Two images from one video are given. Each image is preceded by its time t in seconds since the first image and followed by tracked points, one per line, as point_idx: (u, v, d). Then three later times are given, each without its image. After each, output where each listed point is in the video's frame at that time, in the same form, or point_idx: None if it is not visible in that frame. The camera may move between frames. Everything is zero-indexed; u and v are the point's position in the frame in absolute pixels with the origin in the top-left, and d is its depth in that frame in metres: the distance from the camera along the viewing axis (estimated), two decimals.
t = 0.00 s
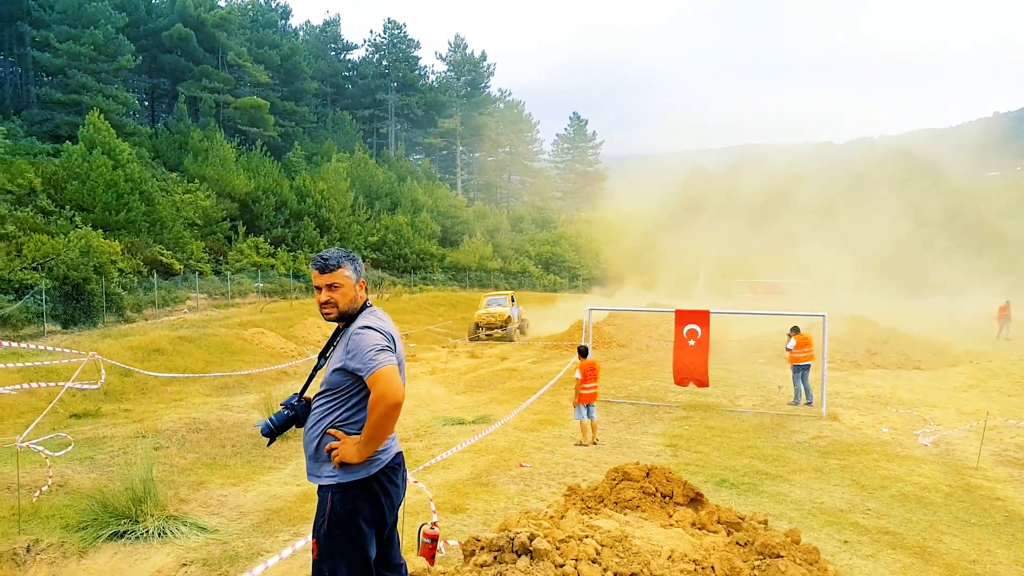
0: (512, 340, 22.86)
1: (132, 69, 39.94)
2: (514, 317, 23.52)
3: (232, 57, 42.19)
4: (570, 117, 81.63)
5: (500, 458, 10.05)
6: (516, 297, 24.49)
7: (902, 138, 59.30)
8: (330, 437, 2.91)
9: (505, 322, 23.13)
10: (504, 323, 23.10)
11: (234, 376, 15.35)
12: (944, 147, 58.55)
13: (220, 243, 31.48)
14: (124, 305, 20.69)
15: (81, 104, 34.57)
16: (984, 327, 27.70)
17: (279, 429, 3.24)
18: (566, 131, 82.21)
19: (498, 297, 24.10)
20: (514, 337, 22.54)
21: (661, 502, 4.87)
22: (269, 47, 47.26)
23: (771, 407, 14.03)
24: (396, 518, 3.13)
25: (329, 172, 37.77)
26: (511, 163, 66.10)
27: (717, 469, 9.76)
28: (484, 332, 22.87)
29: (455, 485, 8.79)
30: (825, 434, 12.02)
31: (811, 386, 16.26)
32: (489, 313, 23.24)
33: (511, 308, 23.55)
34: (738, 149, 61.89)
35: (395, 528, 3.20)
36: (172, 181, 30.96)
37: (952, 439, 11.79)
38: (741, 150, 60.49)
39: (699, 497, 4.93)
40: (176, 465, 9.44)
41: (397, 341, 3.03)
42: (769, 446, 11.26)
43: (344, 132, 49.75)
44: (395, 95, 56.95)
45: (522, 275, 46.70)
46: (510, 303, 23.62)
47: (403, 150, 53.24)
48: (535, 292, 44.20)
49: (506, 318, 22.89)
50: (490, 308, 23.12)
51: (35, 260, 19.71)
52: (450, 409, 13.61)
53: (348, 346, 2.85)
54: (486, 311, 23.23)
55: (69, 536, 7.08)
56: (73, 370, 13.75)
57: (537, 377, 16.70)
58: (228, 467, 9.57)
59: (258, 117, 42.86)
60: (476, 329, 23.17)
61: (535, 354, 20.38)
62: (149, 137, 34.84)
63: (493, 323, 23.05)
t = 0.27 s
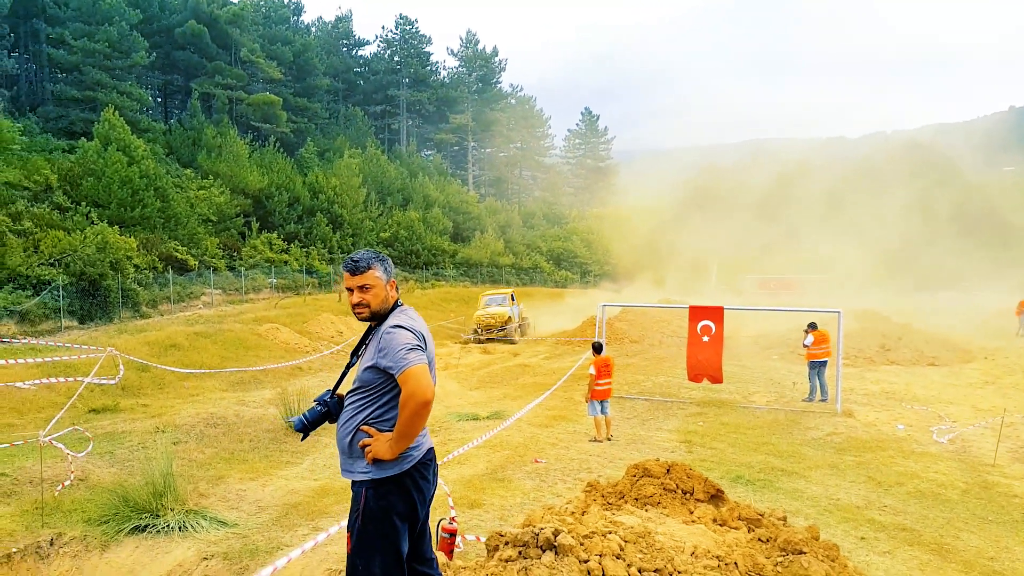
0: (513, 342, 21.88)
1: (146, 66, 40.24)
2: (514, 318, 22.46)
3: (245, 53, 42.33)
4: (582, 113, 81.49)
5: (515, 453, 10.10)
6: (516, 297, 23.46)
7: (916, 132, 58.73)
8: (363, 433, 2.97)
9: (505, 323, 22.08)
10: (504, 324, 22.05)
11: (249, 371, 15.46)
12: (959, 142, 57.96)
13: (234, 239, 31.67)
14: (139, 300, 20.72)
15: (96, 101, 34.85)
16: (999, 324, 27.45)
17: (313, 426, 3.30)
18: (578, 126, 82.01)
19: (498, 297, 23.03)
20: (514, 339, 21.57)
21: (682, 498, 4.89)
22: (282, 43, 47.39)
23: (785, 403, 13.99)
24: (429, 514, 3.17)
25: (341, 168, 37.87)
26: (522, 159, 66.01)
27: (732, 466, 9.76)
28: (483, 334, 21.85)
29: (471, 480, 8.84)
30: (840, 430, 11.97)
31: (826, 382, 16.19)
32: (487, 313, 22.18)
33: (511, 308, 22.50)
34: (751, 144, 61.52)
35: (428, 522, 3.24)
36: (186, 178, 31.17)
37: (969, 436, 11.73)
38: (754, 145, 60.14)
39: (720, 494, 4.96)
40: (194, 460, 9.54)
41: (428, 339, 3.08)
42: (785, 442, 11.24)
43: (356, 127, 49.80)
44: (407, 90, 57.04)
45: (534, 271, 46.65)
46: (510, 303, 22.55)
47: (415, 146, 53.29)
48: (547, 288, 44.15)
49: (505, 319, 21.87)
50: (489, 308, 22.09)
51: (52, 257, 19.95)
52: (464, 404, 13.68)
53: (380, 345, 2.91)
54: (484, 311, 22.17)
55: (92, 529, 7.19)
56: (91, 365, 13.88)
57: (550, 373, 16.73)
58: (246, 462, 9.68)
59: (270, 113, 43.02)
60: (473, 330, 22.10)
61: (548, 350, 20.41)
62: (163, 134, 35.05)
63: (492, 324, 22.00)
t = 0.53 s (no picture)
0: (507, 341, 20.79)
1: (155, 63, 40.42)
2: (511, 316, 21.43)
3: (254, 50, 42.36)
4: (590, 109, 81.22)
5: (526, 453, 10.09)
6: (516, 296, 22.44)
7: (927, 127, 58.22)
8: (400, 446, 2.95)
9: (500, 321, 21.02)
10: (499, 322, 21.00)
11: (259, 369, 15.50)
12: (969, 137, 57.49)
13: (243, 235, 31.77)
14: (150, 298, 20.82)
15: (106, 98, 35.04)
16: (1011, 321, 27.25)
17: (346, 437, 3.28)
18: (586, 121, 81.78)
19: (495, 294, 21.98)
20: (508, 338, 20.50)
21: (700, 504, 4.89)
22: (291, 39, 47.45)
23: (796, 402, 13.92)
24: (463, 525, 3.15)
25: (350, 164, 37.89)
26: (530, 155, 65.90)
27: (744, 466, 9.71)
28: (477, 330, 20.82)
29: (482, 481, 8.84)
30: (851, 430, 11.91)
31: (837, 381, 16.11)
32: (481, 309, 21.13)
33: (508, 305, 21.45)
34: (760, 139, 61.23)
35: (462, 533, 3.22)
36: (196, 174, 31.28)
37: (982, 436, 11.65)
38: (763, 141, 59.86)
39: (737, 500, 4.96)
40: (207, 459, 9.58)
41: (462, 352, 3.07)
42: (796, 442, 11.18)
43: (365, 123, 49.75)
44: (415, 86, 57.04)
45: (542, 267, 46.57)
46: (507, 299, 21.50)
47: (423, 142, 53.28)
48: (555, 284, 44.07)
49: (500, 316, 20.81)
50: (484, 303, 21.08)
51: (63, 254, 20.11)
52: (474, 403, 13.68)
53: (416, 358, 2.89)
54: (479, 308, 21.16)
55: (105, 531, 7.24)
56: (103, 364, 13.95)
57: (559, 371, 16.71)
58: (258, 462, 9.70)
59: (279, 110, 43.07)
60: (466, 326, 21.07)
61: (557, 348, 20.39)
62: (173, 130, 35.15)
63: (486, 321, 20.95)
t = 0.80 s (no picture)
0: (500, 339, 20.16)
1: (161, 62, 40.46)
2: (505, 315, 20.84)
3: (259, 49, 42.34)
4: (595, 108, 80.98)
5: (532, 458, 10.07)
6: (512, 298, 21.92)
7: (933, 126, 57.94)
8: (417, 470, 2.92)
9: (493, 320, 20.46)
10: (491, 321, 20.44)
11: (265, 371, 15.52)
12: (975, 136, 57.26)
13: (248, 236, 31.82)
14: (156, 299, 20.87)
15: (111, 98, 35.11)
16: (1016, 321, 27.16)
17: (366, 457, 3.26)
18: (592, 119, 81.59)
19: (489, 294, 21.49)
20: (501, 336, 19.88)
21: (710, 522, 4.90)
22: (296, 38, 47.46)
23: (802, 405, 13.87)
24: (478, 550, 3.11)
25: (355, 164, 37.89)
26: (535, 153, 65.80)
27: (751, 472, 9.67)
28: (467, 328, 20.29)
29: (488, 487, 8.82)
30: (858, 434, 11.85)
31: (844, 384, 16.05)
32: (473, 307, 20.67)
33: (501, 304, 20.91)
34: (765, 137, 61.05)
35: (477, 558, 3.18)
36: (202, 175, 31.33)
37: (989, 440, 11.59)
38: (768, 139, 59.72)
39: (747, 516, 5.00)
40: (213, 465, 9.59)
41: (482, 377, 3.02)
42: (803, 447, 11.14)
43: (371, 123, 49.67)
44: (420, 86, 57.08)
45: (547, 267, 46.46)
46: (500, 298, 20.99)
47: (428, 141, 53.24)
48: (560, 284, 44.00)
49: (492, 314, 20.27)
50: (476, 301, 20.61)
51: (69, 256, 20.16)
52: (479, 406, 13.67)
53: (434, 384, 2.85)
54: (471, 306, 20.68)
55: (112, 539, 7.26)
56: (109, 368, 13.97)
57: (564, 373, 16.68)
58: (264, 467, 9.71)
59: (284, 110, 43.09)
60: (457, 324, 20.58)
61: (562, 349, 20.37)
62: (178, 131, 35.19)
63: (477, 319, 20.42)
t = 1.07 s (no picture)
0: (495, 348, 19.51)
1: (168, 63, 40.60)
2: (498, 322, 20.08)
3: (265, 49, 42.45)
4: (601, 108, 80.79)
5: (541, 460, 10.07)
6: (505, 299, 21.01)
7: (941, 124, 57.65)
8: (430, 479, 2.91)
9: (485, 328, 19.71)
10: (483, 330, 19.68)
11: (272, 372, 15.56)
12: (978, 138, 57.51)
13: (255, 235, 31.90)
14: (163, 299, 20.95)
15: (119, 98, 35.26)
16: None
17: (383, 461, 3.27)
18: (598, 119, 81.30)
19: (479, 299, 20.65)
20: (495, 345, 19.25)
21: (725, 527, 4.91)
22: (302, 38, 47.54)
23: (811, 406, 13.83)
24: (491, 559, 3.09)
25: (361, 164, 37.89)
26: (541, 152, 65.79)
27: (761, 474, 9.64)
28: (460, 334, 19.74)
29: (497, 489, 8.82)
30: (868, 435, 11.79)
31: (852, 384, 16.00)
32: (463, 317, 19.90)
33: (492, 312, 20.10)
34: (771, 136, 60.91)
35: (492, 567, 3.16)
36: (209, 174, 31.40)
37: (999, 442, 11.52)
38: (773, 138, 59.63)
39: (761, 522, 4.99)
40: (222, 466, 9.61)
41: (494, 386, 2.99)
42: (813, 448, 11.10)
43: (377, 122, 49.63)
44: (425, 85, 57.13)
45: (554, 266, 46.36)
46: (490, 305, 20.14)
47: (434, 141, 53.26)
48: (567, 283, 43.90)
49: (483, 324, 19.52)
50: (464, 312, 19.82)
51: (78, 256, 20.26)
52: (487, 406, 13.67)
53: (446, 394, 2.84)
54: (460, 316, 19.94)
55: (123, 541, 7.29)
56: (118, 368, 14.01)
57: (572, 373, 16.67)
58: (274, 468, 9.73)
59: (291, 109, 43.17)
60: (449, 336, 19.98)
61: (568, 348, 20.36)
62: (185, 130, 35.25)
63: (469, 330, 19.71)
